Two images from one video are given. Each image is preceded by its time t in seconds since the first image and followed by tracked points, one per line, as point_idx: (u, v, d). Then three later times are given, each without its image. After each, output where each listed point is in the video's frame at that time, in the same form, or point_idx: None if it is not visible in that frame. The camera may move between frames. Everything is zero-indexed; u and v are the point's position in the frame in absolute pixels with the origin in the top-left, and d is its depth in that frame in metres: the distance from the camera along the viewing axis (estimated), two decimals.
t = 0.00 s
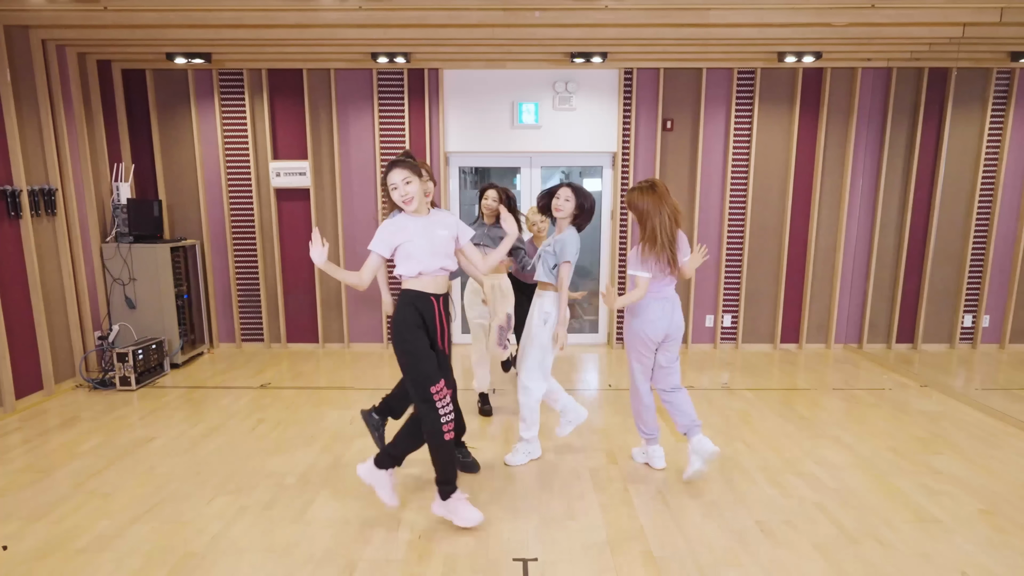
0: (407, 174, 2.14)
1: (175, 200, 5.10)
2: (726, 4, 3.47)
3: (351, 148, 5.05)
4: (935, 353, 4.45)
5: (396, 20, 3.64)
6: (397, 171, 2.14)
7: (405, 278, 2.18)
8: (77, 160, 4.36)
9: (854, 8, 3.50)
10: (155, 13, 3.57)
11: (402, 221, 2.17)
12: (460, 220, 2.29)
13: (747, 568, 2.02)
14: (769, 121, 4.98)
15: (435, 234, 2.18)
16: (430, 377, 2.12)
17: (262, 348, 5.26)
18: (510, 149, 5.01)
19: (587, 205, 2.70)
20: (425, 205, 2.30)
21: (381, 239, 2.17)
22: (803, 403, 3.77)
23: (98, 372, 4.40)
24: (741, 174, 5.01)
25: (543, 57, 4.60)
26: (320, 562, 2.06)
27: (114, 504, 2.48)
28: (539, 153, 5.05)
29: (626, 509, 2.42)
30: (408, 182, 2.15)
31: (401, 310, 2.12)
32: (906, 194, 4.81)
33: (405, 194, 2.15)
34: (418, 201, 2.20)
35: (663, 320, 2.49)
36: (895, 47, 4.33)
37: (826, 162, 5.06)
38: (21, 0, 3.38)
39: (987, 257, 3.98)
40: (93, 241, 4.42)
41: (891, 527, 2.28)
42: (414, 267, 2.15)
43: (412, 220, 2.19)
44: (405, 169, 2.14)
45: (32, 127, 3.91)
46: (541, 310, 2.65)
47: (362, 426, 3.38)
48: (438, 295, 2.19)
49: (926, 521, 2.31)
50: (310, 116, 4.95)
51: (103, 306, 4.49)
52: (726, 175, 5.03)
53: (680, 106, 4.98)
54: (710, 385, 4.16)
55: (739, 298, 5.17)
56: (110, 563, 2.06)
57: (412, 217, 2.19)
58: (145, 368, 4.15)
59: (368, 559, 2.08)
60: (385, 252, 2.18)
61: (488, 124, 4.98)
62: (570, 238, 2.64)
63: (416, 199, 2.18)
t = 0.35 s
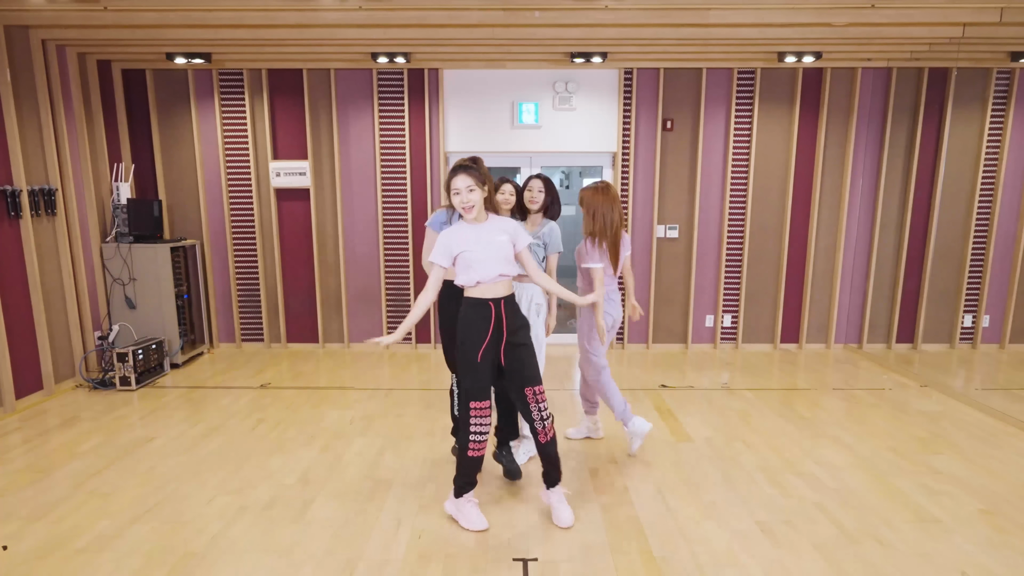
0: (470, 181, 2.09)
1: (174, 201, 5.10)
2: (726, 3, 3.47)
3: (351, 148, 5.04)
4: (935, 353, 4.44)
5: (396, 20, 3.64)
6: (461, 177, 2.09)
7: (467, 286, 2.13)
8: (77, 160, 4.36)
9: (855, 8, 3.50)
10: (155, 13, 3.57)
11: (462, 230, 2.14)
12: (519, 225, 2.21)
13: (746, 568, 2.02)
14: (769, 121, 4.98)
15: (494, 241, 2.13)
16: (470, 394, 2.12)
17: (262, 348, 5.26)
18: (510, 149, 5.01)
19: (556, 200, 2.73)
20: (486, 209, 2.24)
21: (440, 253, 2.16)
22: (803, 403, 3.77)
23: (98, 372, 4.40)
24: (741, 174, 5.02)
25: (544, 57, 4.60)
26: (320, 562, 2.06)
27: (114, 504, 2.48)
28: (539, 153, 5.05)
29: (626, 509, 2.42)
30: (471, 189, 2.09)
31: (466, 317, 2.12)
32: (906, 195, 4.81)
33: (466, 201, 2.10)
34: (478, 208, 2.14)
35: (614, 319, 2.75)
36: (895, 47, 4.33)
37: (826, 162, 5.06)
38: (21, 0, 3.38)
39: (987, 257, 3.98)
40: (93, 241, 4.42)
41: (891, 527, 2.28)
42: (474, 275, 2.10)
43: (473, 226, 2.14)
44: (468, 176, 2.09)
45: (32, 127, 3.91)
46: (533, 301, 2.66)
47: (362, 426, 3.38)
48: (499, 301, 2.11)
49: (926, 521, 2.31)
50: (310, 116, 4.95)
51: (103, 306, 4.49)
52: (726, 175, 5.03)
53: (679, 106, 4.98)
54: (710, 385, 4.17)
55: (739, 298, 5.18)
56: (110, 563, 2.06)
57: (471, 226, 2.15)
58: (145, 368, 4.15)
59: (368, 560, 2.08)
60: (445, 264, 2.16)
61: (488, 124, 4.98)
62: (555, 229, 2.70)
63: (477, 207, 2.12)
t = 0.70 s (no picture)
0: (510, 194, 2.13)
1: (174, 201, 5.10)
2: (726, 4, 3.47)
3: (351, 148, 5.04)
4: (934, 353, 4.45)
5: (396, 20, 3.64)
6: (502, 189, 2.13)
7: (499, 298, 2.20)
8: (77, 160, 4.36)
9: (855, 8, 3.50)
10: (155, 13, 3.57)
11: (501, 241, 2.19)
12: (560, 241, 2.24)
13: (746, 568, 2.02)
14: (769, 121, 4.98)
15: (531, 256, 2.16)
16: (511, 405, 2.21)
17: (262, 348, 5.26)
18: (510, 149, 5.01)
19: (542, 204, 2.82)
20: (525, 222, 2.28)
21: (480, 263, 2.22)
22: (803, 403, 3.77)
23: (98, 373, 4.40)
24: (741, 174, 5.02)
25: (544, 57, 4.60)
26: (320, 562, 2.07)
27: (115, 504, 2.48)
28: (539, 152, 5.05)
29: (627, 508, 2.43)
30: (510, 201, 2.13)
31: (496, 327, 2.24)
32: (906, 195, 4.82)
33: (506, 213, 2.13)
34: (518, 221, 2.18)
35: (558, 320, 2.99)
36: (895, 47, 4.33)
37: (826, 162, 5.06)
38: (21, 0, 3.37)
39: (988, 257, 3.98)
40: (93, 241, 4.42)
41: (892, 527, 2.28)
42: (505, 289, 2.16)
43: (513, 238, 2.18)
44: (508, 188, 2.13)
45: (32, 127, 3.91)
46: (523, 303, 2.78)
47: (362, 426, 3.37)
48: (529, 316, 2.14)
49: (925, 521, 2.31)
50: (310, 116, 4.95)
51: (103, 306, 4.49)
52: (726, 175, 5.03)
53: (679, 106, 4.98)
54: (710, 385, 4.17)
55: (739, 298, 5.18)
56: (110, 563, 2.06)
57: (510, 238, 2.19)
58: (145, 369, 4.15)
59: (368, 560, 2.08)
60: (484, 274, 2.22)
61: (488, 124, 4.98)
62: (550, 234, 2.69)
63: (517, 219, 2.16)
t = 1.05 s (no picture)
0: (505, 202, 2.11)
1: (174, 200, 5.10)
2: (725, 4, 3.47)
3: (351, 148, 5.04)
4: (934, 353, 4.45)
5: (396, 20, 3.64)
6: (498, 197, 2.11)
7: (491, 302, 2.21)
8: (77, 160, 4.36)
9: (855, 8, 3.50)
10: (154, 13, 3.57)
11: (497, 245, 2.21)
12: (558, 248, 2.23)
13: (746, 568, 2.02)
14: (769, 121, 4.98)
15: (524, 262, 2.16)
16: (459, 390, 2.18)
17: (262, 348, 5.26)
18: (510, 149, 5.01)
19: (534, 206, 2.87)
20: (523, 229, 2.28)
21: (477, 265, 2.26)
22: (803, 403, 3.77)
23: (98, 373, 4.40)
24: (741, 174, 5.02)
25: (544, 57, 4.60)
26: (320, 562, 2.07)
27: (115, 504, 2.48)
28: (539, 152, 5.05)
29: (626, 508, 2.43)
30: (505, 209, 2.11)
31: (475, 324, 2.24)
32: (906, 196, 4.82)
33: (501, 220, 2.12)
34: (514, 228, 2.16)
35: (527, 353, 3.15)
36: (895, 47, 4.33)
37: (826, 162, 5.06)
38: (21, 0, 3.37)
39: (988, 257, 3.97)
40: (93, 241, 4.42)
41: (892, 527, 2.28)
42: (497, 293, 2.17)
43: (509, 243, 2.20)
44: (503, 197, 2.11)
45: (32, 127, 3.91)
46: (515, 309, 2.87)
47: (362, 426, 3.37)
48: (513, 319, 2.12)
49: (925, 521, 2.31)
50: (310, 116, 4.95)
51: (103, 306, 4.49)
52: (726, 175, 5.03)
53: (680, 105, 4.98)
54: (710, 385, 4.17)
55: (739, 298, 5.18)
56: (110, 563, 2.06)
57: (507, 242, 2.20)
58: (145, 369, 4.15)
59: (368, 560, 2.08)
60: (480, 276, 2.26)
61: (489, 124, 4.98)
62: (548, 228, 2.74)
63: (512, 227, 2.15)
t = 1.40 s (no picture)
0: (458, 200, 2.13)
1: (174, 201, 5.10)
2: (725, 4, 3.47)
3: (351, 148, 5.04)
4: (935, 353, 4.45)
5: (395, 20, 3.64)
6: (453, 195, 2.14)
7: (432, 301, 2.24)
8: (77, 160, 4.36)
9: (855, 8, 3.50)
10: (154, 13, 3.57)
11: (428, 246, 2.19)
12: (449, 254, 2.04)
13: (746, 568, 2.02)
14: (769, 121, 4.98)
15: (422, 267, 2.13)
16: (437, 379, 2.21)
17: (262, 348, 5.26)
18: (510, 149, 5.01)
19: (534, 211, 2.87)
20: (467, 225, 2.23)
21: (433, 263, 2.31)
22: (803, 403, 3.77)
23: (98, 373, 4.40)
24: (741, 174, 5.02)
25: (544, 57, 4.59)
26: (320, 562, 2.06)
27: (114, 504, 2.47)
28: (539, 152, 5.05)
29: (626, 508, 2.42)
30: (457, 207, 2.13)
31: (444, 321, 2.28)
32: (906, 196, 4.82)
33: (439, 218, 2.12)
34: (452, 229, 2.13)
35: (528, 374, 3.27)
36: (895, 47, 4.33)
37: (826, 162, 5.06)
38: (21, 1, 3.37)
39: (988, 257, 3.98)
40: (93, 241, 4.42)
41: (892, 527, 2.28)
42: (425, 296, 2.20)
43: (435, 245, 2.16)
44: (455, 198, 2.13)
45: (32, 127, 3.91)
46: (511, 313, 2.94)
47: (361, 426, 3.37)
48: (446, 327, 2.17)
49: (926, 521, 2.31)
50: (310, 116, 4.95)
51: (103, 306, 4.49)
52: (726, 175, 5.03)
53: (680, 106, 4.98)
54: (710, 385, 4.16)
55: (739, 298, 5.18)
56: (110, 563, 2.06)
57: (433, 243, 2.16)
58: (145, 369, 4.15)
59: (368, 560, 2.08)
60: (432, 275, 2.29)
61: (488, 124, 4.97)
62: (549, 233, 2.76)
63: (449, 225, 2.11)
